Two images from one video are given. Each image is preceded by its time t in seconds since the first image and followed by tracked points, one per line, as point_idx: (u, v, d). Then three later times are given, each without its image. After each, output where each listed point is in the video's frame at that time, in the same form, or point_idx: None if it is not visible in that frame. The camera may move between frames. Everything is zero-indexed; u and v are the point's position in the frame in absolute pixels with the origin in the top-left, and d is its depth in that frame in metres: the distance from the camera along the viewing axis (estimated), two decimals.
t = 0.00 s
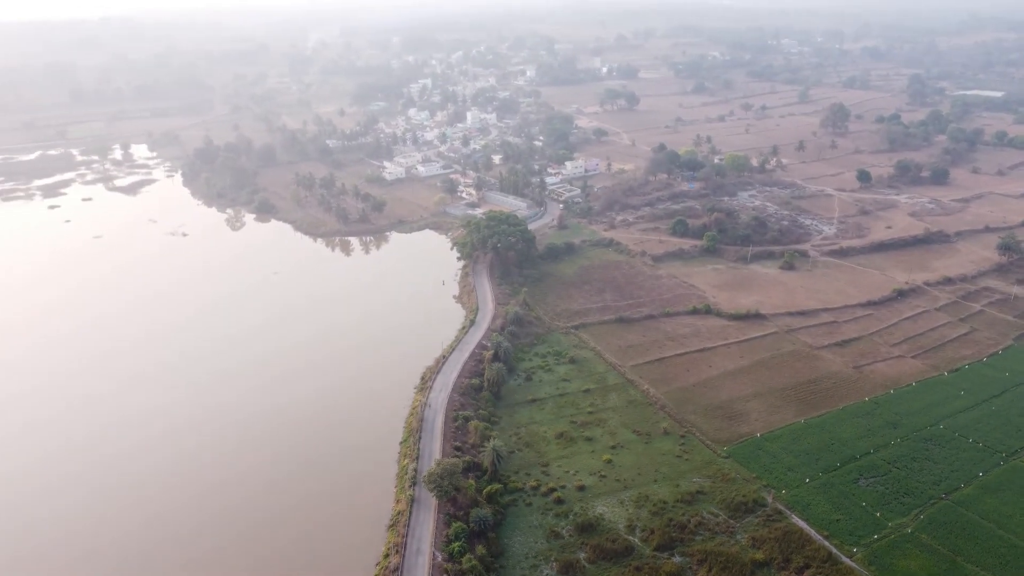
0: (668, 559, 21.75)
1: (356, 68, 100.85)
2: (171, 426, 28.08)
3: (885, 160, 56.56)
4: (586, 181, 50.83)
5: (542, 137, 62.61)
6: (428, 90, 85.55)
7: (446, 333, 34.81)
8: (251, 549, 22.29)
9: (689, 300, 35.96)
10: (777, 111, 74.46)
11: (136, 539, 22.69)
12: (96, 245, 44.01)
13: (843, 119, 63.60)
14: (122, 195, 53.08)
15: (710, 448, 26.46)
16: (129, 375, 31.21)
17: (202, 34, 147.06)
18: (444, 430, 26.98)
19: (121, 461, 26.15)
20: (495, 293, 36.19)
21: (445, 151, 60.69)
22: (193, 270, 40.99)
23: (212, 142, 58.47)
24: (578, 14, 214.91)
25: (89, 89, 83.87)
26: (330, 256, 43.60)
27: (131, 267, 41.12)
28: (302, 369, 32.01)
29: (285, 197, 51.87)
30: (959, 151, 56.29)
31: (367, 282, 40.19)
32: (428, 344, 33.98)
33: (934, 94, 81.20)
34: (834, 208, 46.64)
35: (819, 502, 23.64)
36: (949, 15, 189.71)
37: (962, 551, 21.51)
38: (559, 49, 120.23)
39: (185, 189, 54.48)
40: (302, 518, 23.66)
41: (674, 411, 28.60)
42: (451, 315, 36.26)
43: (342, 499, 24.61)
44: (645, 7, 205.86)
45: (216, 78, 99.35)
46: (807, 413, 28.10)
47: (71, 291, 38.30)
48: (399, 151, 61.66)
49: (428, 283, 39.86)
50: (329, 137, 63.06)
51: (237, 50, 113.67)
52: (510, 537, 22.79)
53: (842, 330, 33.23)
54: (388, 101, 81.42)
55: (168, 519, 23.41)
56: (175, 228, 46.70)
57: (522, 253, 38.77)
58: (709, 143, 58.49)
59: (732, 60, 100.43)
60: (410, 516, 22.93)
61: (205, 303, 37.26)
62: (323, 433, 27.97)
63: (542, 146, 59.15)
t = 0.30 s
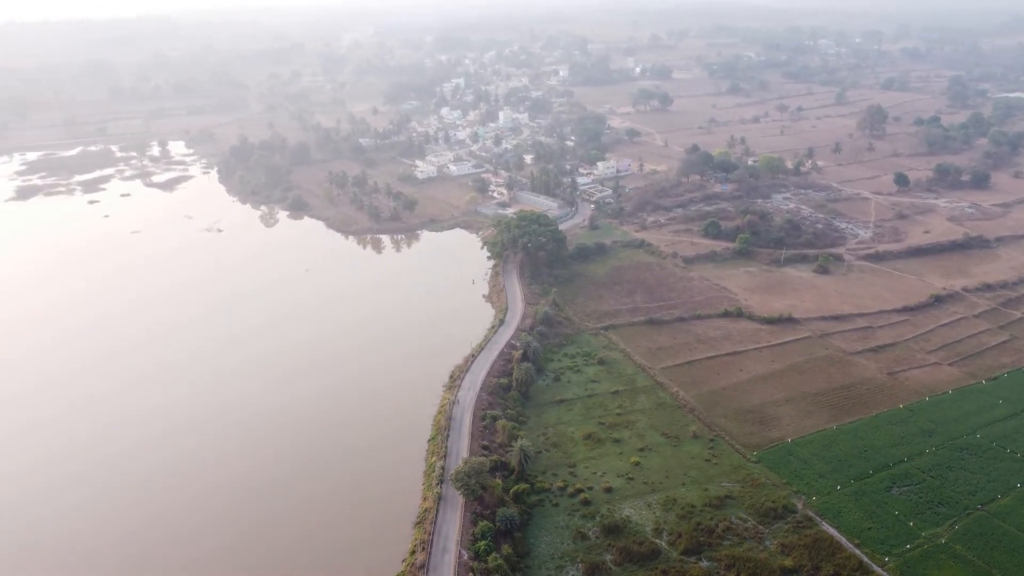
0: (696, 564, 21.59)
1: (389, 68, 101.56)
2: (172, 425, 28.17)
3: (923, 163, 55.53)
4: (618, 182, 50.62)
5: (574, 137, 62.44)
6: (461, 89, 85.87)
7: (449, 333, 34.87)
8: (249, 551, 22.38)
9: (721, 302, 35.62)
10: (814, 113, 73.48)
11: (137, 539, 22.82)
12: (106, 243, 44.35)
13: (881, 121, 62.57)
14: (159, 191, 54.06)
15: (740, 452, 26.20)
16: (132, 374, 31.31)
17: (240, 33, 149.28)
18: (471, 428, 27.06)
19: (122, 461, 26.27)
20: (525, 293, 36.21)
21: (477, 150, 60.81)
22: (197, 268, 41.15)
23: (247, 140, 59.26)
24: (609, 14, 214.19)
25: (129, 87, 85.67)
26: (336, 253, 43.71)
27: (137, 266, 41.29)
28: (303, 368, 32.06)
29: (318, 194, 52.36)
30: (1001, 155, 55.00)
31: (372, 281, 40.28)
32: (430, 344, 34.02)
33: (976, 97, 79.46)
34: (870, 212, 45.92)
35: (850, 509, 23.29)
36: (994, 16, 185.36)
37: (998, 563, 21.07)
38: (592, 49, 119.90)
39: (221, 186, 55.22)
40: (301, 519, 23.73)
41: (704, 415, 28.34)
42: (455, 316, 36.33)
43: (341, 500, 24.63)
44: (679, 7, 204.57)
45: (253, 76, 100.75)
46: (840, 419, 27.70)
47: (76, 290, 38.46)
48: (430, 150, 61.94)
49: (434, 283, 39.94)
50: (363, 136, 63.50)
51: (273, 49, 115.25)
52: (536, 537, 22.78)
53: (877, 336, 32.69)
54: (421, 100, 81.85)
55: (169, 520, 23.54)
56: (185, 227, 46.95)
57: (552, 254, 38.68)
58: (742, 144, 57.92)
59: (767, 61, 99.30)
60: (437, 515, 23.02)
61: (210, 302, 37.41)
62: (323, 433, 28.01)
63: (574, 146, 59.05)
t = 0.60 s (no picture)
0: (720, 568, 21.43)
1: (419, 67, 102.06)
2: (170, 425, 28.21)
3: (959, 166, 54.55)
4: (646, 183, 50.39)
5: (602, 137, 62.22)
6: (490, 89, 86.05)
7: (451, 334, 34.83)
8: (241, 551, 22.43)
9: (749, 305, 35.28)
10: (846, 115, 72.55)
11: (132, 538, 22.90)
12: (111, 241, 44.70)
13: (916, 123, 61.54)
14: (192, 187, 54.84)
15: (766, 457, 25.94)
16: (131, 373, 31.41)
17: (272, 32, 151.03)
18: (495, 427, 27.09)
19: (119, 460, 26.37)
20: (551, 293, 36.18)
21: (506, 150, 60.87)
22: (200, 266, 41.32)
23: (277, 138, 59.85)
24: (639, 14, 213.19)
25: (164, 85, 87.12)
26: (342, 251, 43.79)
27: (141, 264, 41.53)
28: (303, 367, 32.05)
29: (346, 192, 52.76)
30: None
31: (375, 279, 40.34)
32: (431, 344, 33.97)
33: (1016, 99, 77.83)
34: (903, 215, 45.24)
35: (879, 516, 22.97)
36: None
37: None
38: (622, 49, 119.44)
39: (253, 183, 55.72)
40: (297, 519, 23.72)
41: (730, 418, 28.10)
42: (457, 317, 36.28)
43: (336, 501, 24.56)
44: (709, 7, 202.88)
45: (285, 74, 101.84)
46: (870, 425, 27.32)
47: (74, 290, 38.46)
48: (458, 149, 62.10)
49: (438, 283, 39.94)
50: (393, 134, 63.83)
51: (305, 48, 116.44)
52: (559, 537, 22.75)
53: (909, 341, 32.19)
54: (451, 99, 82.12)
55: (163, 518, 23.66)
56: (192, 224, 47.28)
57: (579, 254, 38.58)
58: (773, 146, 57.34)
59: (800, 62, 98.17)
60: (460, 513, 23.09)
61: (213, 300, 37.53)
62: (321, 433, 27.97)
63: (603, 146, 58.87)
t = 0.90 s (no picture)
0: (739, 572, 21.25)
1: (441, 66, 102.29)
2: (171, 424, 28.28)
3: (987, 169, 53.81)
4: (668, 183, 50.16)
5: (625, 137, 62.01)
6: (512, 89, 86.09)
7: (453, 334, 34.77)
8: (234, 549, 22.50)
9: (771, 307, 35.01)
10: (872, 116, 71.80)
11: (130, 539, 22.92)
12: (116, 240, 44.92)
13: (943, 125, 60.75)
14: (216, 184, 55.38)
15: (787, 460, 25.73)
16: (131, 373, 31.53)
17: (296, 31, 152.20)
18: (515, 427, 27.09)
19: (119, 460, 26.42)
20: (572, 293, 36.10)
21: (527, 149, 60.84)
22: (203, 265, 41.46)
23: (300, 136, 60.20)
24: (661, 14, 212.40)
25: (189, 83, 88.13)
26: (347, 250, 43.85)
27: (145, 263, 41.70)
28: (303, 367, 32.06)
29: (367, 191, 52.98)
30: None
31: (381, 279, 40.36)
32: (433, 344, 33.93)
33: None
34: (929, 218, 44.70)
35: (901, 523, 22.70)
36: None
37: None
38: (646, 49, 119.01)
39: (276, 182, 56.10)
40: (296, 520, 23.69)
41: (751, 421, 27.90)
42: (460, 318, 36.25)
43: (335, 502, 24.49)
44: (733, 7, 201.43)
45: (308, 74, 102.54)
46: (892, 430, 26.99)
47: (77, 290, 38.64)
48: (480, 148, 62.13)
49: (443, 283, 39.93)
50: (415, 133, 64.02)
51: (328, 47, 117.16)
52: (577, 538, 22.72)
53: (934, 346, 31.79)
54: (473, 99, 82.25)
55: (158, 515, 23.82)
56: (197, 224, 47.46)
57: (600, 254, 38.45)
58: (797, 147, 56.87)
59: (825, 63, 97.29)
60: (478, 512, 23.12)
61: (216, 300, 37.64)
62: (321, 433, 27.94)
63: (625, 147, 58.68)
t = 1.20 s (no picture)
0: None
1: (462, 65, 102.48)
2: (171, 424, 28.28)
3: (1013, 172, 53.03)
4: (688, 184, 49.94)
5: (645, 137, 61.82)
6: (533, 89, 86.06)
7: (454, 334, 34.72)
8: (235, 546, 22.57)
9: (792, 310, 34.74)
10: (896, 117, 71.01)
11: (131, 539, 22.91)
12: (125, 236, 45.38)
13: (968, 127, 59.97)
14: (237, 182, 55.81)
15: (806, 464, 25.52)
16: (129, 373, 31.52)
17: (318, 31, 152.96)
18: (532, 427, 27.07)
19: (119, 460, 26.41)
20: (590, 293, 36.04)
21: (547, 149, 60.78)
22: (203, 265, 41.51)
23: (321, 134, 60.52)
24: (681, 14, 211.70)
25: (212, 82, 89.05)
26: (350, 249, 43.91)
27: (147, 262, 41.78)
28: (303, 367, 32.06)
29: (386, 189, 53.20)
30: None
31: (385, 277, 40.41)
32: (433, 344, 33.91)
33: None
34: (953, 221, 44.14)
35: (922, 528, 22.44)
36: None
37: None
38: (667, 49, 118.51)
39: (297, 179, 56.51)
40: (297, 520, 23.66)
41: (770, 424, 27.70)
42: (461, 318, 36.23)
43: (334, 503, 24.42)
44: (756, 7, 199.94)
45: (330, 73, 103.11)
46: (914, 435, 26.69)
47: (78, 288, 38.71)
48: (499, 148, 62.16)
49: (446, 283, 39.93)
50: (435, 132, 64.18)
51: (349, 46, 117.67)
52: (593, 539, 22.67)
53: (957, 350, 31.39)
54: (493, 99, 82.38)
55: (158, 511, 24.00)
56: (200, 223, 47.56)
57: (619, 255, 38.36)
58: (819, 148, 56.40)
59: (849, 63, 96.40)
60: (495, 511, 23.12)
61: (217, 299, 37.67)
62: (322, 433, 27.93)
63: (645, 147, 58.45)
